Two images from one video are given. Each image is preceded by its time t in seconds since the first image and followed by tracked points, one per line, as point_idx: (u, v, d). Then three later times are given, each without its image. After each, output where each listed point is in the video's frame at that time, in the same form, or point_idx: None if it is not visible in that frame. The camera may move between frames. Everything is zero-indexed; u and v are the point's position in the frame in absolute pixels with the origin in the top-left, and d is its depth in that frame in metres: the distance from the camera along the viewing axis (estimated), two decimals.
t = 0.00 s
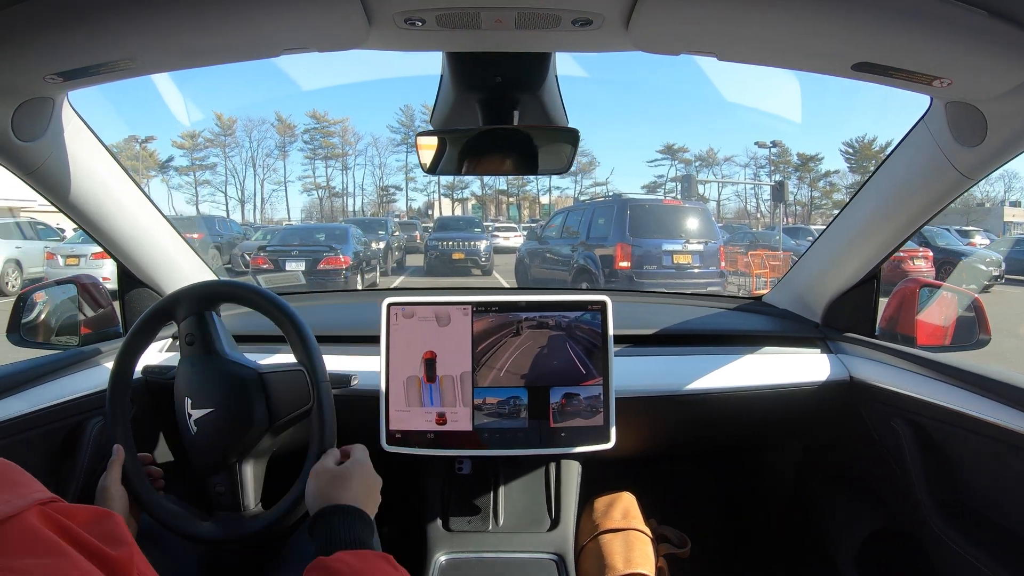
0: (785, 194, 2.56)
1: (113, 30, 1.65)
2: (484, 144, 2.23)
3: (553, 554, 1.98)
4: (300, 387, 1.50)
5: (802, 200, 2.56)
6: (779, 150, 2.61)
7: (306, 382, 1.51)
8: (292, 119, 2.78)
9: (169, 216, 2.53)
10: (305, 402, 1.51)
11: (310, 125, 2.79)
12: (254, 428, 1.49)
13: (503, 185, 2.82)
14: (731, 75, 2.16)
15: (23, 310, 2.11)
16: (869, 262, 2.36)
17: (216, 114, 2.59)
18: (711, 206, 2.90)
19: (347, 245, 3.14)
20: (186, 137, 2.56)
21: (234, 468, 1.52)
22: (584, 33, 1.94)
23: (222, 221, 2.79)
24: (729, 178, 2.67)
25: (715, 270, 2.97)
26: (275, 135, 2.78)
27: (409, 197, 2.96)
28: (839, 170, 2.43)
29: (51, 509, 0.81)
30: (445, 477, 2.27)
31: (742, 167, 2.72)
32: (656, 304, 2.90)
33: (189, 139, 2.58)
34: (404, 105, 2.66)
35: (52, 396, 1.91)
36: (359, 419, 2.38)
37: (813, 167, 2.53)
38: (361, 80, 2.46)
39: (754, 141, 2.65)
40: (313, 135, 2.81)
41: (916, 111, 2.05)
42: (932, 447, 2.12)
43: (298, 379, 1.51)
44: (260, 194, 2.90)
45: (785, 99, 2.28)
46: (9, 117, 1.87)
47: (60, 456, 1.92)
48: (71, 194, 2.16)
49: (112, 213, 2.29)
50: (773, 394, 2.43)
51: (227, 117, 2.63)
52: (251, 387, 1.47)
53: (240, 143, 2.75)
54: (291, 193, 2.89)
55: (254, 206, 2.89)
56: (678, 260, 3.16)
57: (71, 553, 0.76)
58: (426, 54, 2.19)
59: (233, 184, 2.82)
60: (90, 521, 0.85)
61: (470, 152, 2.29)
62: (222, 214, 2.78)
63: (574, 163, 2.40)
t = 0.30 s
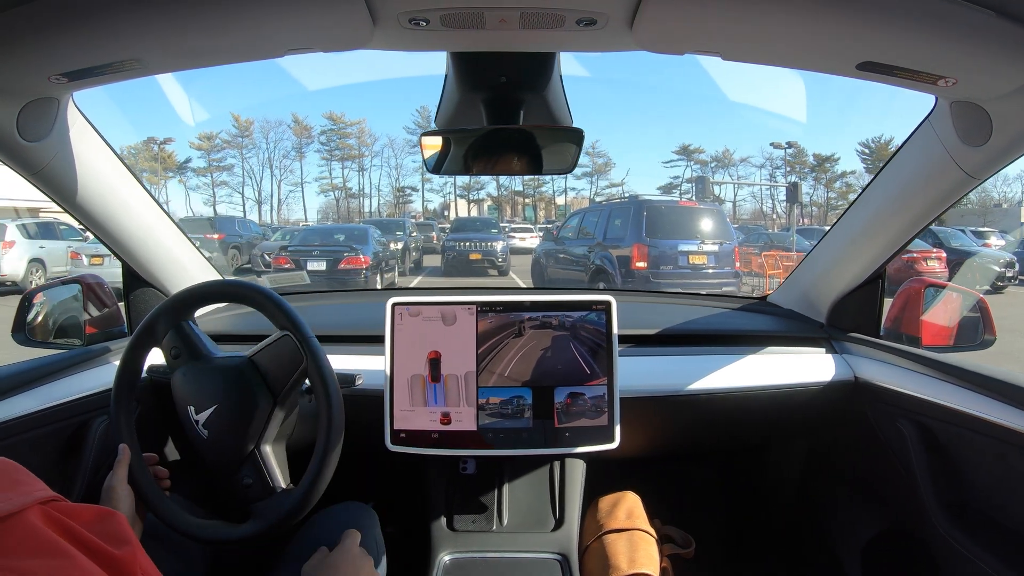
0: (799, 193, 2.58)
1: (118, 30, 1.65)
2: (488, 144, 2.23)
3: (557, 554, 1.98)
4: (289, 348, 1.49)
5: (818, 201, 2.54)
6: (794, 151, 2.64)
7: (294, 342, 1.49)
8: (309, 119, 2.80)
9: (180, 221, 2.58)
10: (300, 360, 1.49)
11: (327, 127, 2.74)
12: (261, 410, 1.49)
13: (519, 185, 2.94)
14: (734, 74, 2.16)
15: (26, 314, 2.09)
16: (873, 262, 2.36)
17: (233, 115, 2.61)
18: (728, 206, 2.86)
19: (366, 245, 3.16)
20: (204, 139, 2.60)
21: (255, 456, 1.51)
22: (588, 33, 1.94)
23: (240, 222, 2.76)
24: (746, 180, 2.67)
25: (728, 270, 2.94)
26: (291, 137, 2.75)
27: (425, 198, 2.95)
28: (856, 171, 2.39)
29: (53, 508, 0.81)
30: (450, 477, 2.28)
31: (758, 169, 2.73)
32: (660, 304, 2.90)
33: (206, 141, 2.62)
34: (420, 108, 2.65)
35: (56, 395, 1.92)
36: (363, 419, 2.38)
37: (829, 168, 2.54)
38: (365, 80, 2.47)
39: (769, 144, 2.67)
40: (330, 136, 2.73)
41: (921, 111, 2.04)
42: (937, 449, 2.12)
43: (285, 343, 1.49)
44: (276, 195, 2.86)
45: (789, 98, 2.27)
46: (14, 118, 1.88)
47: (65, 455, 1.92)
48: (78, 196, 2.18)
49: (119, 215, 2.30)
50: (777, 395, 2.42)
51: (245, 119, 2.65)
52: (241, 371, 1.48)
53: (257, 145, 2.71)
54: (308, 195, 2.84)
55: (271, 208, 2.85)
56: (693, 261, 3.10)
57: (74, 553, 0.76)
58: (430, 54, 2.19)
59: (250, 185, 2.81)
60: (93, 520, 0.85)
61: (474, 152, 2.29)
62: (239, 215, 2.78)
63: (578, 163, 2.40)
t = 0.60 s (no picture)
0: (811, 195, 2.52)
1: (123, 31, 1.66)
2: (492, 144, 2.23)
3: (561, 554, 1.98)
4: (259, 315, 1.46)
5: (833, 203, 2.50)
6: (808, 151, 2.55)
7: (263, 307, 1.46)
8: (324, 121, 2.78)
9: (188, 226, 2.59)
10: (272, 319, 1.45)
11: (342, 129, 2.77)
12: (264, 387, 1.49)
13: (531, 186, 2.92)
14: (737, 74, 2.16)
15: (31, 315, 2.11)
16: (878, 262, 2.35)
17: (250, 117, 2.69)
18: (740, 207, 2.82)
19: (383, 245, 3.27)
20: (219, 140, 2.66)
21: (274, 428, 1.50)
22: (592, 33, 1.94)
23: (256, 222, 2.97)
24: (759, 181, 2.66)
25: (742, 270, 2.90)
26: (307, 138, 2.77)
27: (439, 199, 2.98)
28: (870, 172, 2.34)
29: (57, 507, 0.81)
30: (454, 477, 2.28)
31: (772, 168, 2.73)
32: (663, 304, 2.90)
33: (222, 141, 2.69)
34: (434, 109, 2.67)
35: (60, 395, 1.92)
36: (367, 419, 2.38)
37: (844, 168, 2.46)
38: (367, 80, 2.47)
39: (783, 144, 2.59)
40: (344, 138, 2.77)
41: (925, 111, 2.04)
42: (941, 449, 2.11)
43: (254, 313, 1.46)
44: (291, 196, 2.89)
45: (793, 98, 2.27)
46: (19, 118, 1.89)
47: (70, 454, 1.93)
48: (84, 198, 2.19)
49: (124, 217, 2.31)
50: (781, 395, 2.42)
51: (260, 121, 2.73)
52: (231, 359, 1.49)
53: (272, 146, 2.79)
54: (322, 196, 2.84)
55: (285, 208, 2.92)
56: (706, 262, 3.03)
57: (76, 552, 0.76)
58: (434, 54, 2.19)
59: (265, 187, 2.89)
60: (96, 520, 0.85)
61: (479, 151, 2.29)
62: (254, 216, 2.94)
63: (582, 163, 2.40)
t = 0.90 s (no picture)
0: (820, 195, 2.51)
1: (127, 30, 1.66)
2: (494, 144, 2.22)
3: (564, 555, 1.98)
4: (250, 309, 1.45)
5: (845, 203, 2.47)
6: (820, 153, 2.57)
7: (242, 296, 1.45)
8: (335, 123, 2.91)
9: (190, 225, 2.58)
10: (254, 306, 1.44)
11: (354, 130, 2.97)
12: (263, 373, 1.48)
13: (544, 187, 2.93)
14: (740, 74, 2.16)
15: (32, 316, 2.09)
16: (882, 262, 2.34)
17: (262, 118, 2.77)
18: (752, 209, 2.93)
19: (398, 246, 3.49)
20: (233, 142, 2.76)
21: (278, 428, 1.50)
22: (595, 33, 1.94)
23: (271, 221, 3.13)
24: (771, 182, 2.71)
25: (753, 270, 2.91)
26: (319, 140, 2.93)
27: (451, 200, 3.11)
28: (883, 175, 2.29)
29: (60, 507, 0.81)
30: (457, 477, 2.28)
31: (784, 169, 2.70)
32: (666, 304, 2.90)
33: (235, 143, 2.77)
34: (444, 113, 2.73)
35: (63, 395, 1.92)
36: (371, 418, 2.39)
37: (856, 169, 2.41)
38: (370, 80, 2.48)
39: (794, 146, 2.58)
40: (356, 139, 2.97)
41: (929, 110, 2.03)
42: (945, 449, 2.11)
43: (234, 305, 1.45)
44: (304, 197, 3.05)
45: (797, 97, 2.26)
46: (22, 118, 1.89)
47: (73, 454, 1.93)
48: (90, 199, 2.20)
49: (130, 218, 2.32)
50: (784, 396, 2.42)
51: (273, 122, 2.79)
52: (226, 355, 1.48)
53: (285, 147, 2.91)
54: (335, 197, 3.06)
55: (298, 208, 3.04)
56: (717, 263, 3.06)
57: (79, 552, 0.76)
58: (438, 54, 2.19)
59: (278, 187, 2.99)
60: (99, 519, 0.86)
61: (482, 151, 2.29)
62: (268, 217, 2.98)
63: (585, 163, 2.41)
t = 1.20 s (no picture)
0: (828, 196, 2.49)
1: (130, 31, 1.66)
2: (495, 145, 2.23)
3: (566, 555, 1.98)
4: (254, 310, 1.45)
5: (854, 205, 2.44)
6: (831, 154, 2.54)
7: (245, 296, 1.45)
8: (346, 124, 2.86)
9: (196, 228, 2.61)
10: (257, 306, 1.44)
11: (364, 132, 2.91)
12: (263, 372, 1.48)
13: (554, 189, 2.97)
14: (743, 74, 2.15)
15: (36, 314, 2.08)
16: (885, 262, 2.33)
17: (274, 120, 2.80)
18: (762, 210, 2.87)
19: (411, 246, 3.41)
20: (243, 143, 2.79)
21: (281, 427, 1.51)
22: (598, 33, 1.94)
23: (283, 223, 3.01)
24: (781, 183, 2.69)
25: (763, 270, 2.86)
26: (330, 141, 2.86)
27: (462, 201, 3.15)
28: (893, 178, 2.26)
29: (62, 506, 0.82)
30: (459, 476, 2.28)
31: (794, 170, 2.70)
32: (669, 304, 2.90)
33: (247, 144, 2.81)
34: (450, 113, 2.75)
35: (65, 395, 1.92)
36: (373, 419, 2.39)
37: (867, 170, 2.37)
38: (373, 81, 2.48)
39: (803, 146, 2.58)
40: (367, 140, 2.92)
41: (932, 110, 2.02)
42: (947, 449, 2.11)
43: (234, 305, 1.44)
44: (314, 198, 3.04)
45: (800, 97, 2.26)
46: (26, 119, 1.90)
47: (75, 454, 1.94)
48: (94, 200, 2.21)
49: (133, 218, 2.33)
50: (786, 396, 2.41)
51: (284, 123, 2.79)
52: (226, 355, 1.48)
53: (296, 148, 2.89)
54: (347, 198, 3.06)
55: (309, 210, 3.04)
56: (729, 264, 2.93)
57: (81, 551, 0.76)
58: (441, 54, 2.19)
59: (289, 188, 2.98)
60: (102, 519, 0.86)
61: (484, 152, 2.29)
62: (278, 218, 2.96)
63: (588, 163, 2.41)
